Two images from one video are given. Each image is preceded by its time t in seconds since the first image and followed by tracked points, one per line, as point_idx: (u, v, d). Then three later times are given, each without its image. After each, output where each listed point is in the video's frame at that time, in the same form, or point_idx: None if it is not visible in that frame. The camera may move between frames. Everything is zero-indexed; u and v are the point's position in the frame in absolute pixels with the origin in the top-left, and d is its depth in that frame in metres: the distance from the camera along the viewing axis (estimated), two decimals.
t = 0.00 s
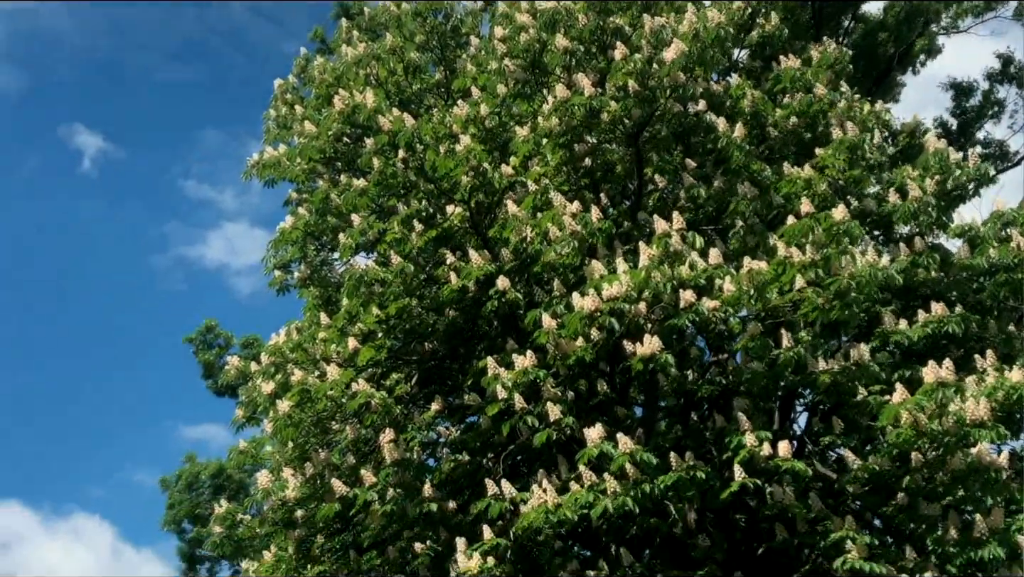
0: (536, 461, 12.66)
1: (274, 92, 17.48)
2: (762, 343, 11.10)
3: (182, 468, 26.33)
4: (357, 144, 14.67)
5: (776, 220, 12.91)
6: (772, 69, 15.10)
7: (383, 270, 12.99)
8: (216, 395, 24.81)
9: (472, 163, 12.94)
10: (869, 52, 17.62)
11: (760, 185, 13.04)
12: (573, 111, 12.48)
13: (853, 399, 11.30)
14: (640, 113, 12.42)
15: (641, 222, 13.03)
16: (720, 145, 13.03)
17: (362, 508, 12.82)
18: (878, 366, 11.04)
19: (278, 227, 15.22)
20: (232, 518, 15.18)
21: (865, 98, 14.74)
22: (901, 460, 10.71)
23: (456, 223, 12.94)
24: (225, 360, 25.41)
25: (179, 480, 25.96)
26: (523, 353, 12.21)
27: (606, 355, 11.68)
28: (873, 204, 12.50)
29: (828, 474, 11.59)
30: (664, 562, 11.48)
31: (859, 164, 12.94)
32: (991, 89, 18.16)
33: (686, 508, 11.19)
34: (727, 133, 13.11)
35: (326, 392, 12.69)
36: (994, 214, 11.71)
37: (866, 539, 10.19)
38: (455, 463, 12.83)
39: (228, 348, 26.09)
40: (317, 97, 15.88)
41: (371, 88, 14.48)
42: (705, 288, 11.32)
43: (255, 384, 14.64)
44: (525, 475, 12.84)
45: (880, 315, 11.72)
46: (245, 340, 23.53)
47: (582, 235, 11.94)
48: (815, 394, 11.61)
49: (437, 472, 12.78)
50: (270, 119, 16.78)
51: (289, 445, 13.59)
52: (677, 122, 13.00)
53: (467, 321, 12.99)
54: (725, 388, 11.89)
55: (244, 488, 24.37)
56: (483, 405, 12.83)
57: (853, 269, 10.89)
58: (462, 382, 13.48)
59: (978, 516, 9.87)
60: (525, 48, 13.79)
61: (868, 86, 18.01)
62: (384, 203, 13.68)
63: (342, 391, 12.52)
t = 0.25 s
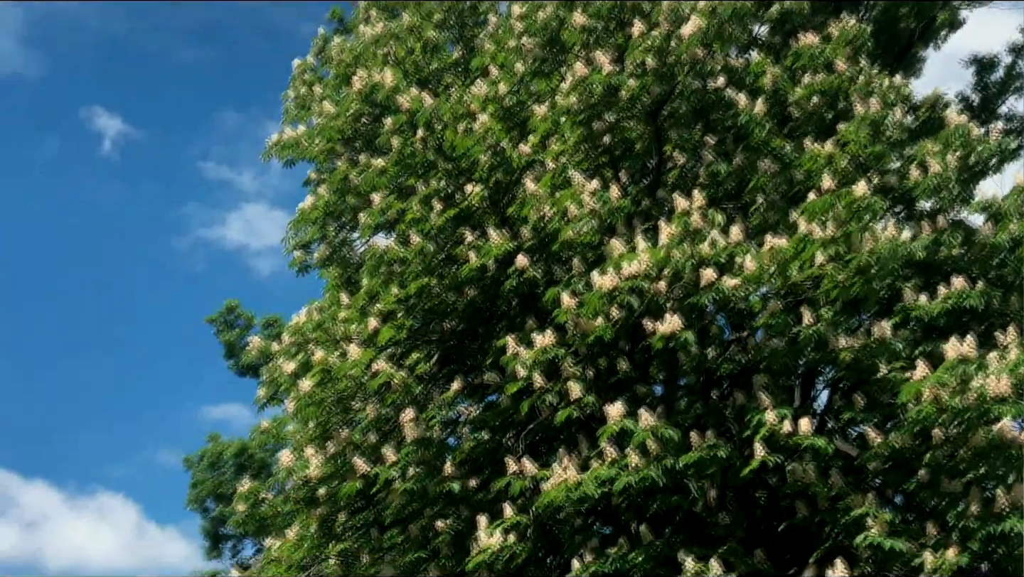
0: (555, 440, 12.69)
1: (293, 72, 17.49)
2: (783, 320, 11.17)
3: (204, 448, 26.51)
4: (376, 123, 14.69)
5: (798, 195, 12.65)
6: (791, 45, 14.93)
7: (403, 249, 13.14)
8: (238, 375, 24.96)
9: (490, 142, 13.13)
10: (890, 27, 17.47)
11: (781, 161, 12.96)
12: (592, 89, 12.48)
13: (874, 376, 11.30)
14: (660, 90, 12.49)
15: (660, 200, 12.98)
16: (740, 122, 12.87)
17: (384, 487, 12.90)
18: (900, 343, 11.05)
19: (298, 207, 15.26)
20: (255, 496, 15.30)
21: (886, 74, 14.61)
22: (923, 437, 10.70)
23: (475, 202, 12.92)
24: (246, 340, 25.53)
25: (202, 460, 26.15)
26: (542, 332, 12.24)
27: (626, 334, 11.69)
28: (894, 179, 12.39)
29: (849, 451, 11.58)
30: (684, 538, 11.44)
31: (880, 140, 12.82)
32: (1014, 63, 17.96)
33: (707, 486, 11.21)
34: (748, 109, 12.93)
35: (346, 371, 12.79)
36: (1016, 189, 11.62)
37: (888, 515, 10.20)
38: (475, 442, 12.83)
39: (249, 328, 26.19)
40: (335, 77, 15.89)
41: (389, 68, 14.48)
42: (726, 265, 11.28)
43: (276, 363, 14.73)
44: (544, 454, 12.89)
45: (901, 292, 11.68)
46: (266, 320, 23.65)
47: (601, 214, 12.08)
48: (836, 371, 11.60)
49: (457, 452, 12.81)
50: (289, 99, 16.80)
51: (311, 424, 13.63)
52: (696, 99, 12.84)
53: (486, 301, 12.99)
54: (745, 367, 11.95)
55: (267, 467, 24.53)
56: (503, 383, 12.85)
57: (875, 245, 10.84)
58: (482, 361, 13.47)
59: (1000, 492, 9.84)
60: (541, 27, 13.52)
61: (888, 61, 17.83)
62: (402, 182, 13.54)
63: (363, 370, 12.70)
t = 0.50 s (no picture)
0: (577, 418, 12.60)
1: (313, 53, 17.50)
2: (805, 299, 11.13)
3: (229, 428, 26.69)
4: (396, 104, 14.69)
5: (819, 173, 12.65)
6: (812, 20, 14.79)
7: (423, 229, 13.03)
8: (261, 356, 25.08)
9: (510, 120, 12.78)
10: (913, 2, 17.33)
11: (803, 138, 12.80)
12: (611, 66, 12.39)
13: (898, 353, 11.15)
14: (679, 67, 12.31)
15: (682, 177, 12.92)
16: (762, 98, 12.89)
17: (407, 466, 12.98)
18: (924, 320, 10.91)
19: (319, 189, 15.29)
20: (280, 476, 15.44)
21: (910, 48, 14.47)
22: (947, 414, 10.64)
23: (495, 181, 12.97)
24: (269, 321, 25.65)
25: (227, 440, 26.32)
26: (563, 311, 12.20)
27: (649, 312, 11.72)
28: (918, 155, 12.20)
29: (872, 430, 11.54)
30: (706, 517, 11.43)
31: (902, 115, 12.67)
32: None
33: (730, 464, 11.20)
34: (769, 85, 12.98)
35: (369, 350, 12.72)
36: None
37: (912, 493, 10.16)
38: (497, 421, 12.86)
39: (272, 309, 26.30)
40: (356, 58, 15.89)
41: (409, 48, 14.47)
42: (748, 243, 11.22)
43: (299, 344, 14.80)
44: (566, 433, 12.80)
45: (924, 269, 11.60)
46: (288, 301, 23.74)
47: (622, 192, 12.02)
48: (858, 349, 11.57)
49: (479, 431, 12.84)
50: (310, 80, 16.81)
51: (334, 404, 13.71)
52: (716, 76, 12.90)
53: (507, 280, 13.05)
54: (768, 345, 11.82)
55: (291, 447, 24.68)
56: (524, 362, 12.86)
57: (897, 222, 10.76)
58: (504, 341, 13.49)
59: None
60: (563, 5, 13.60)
61: (912, 37, 17.67)
62: (423, 162, 13.73)
63: (385, 350, 12.56)
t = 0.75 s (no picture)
0: (598, 399, 12.62)
1: (332, 36, 17.48)
2: (828, 280, 11.04)
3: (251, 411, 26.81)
4: (415, 86, 14.68)
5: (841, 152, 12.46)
6: None
7: (443, 212, 13.21)
8: (282, 339, 25.17)
9: (531, 101, 12.98)
10: None
11: (825, 117, 12.74)
12: (630, 45, 12.35)
13: (921, 333, 11.05)
14: (700, 46, 12.35)
15: (703, 157, 12.84)
16: (784, 78, 12.93)
17: (429, 447, 13.04)
18: (948, 300, 10.88)
19: (339, 171, 15.31)
20: (302, 458, 15.54)
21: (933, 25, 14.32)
22: (972, 394, 10.56)
23: (516, 163, 12.85)
24: (290, 304, 25.72)
25: (249, 423, 26.46)
26: (584, 293, 12.19)
27: (670, 293, 11.70)
28: (941, 133, 12.18)
29: (896, 410, 11.46)
30: (729, 498, 11.43)
31: (925, 93, 12.60)
32: None
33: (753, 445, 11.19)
34: (790, 64, 13.04)
35: (390, 334, 12.93)
36: None
37: (936, 473, 10.11)
38: (518, 403, 12.74)
39: (293, 293, 26.37)
40: (374, 40, 15.87)
41: (428, 29, 14.44)
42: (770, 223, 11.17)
43: (321, 326, 14.86)
44: (588, 415, 12.75)
45: (949, 249, 11.52)
46: (309, 284, 23.80)
47: (642, 172, 11.94)
48: (882, 328, 11.50)
49: (501, 413, 12.76)
50: (329, 63, 16.81)
51: (356, 386, 13.77)
52: (738, 55, 12.87)
53: (527, 263, 13.03)
54: (790, 325, 11.81)
55: (312, 429, 24.79)
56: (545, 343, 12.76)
57: (920, 201, 10.67)
58: (524, 323, 13.47)
59: None
60: None
61: (934, 13, 17.49)
62: (443, 144, 13.66)
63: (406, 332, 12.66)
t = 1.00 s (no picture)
0: (624, 381, 12.59)
1: (355, 19, 17.47)
2: (854, 259, 11.00)
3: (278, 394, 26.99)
4: (438, 68, 14.68)
5: (866, 132, 12.40)
6: None
7: (468, 195, 13.03)
8: (308, 323, 25.27)
9: (554, 84, 12.71)
10: None
11: (850, 96, 12.68)
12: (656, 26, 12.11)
13: (949, 313, 10.97)
14: (726, 25, 12.11)
15: (728, 137, 12.78)
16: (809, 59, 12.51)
17: (455, 430, 13.11)
18: (977, 280, 10.68)
19: (363, 155, 15.33)
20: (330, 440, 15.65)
21: (961, 2, 14.16)
22: (1001, 375, 10.48)
23: (539, 145, 12.91)
24: (316, 288, 25.82)
25: (276, 406, 26.62)
26: (609, 275, 12.18)
27: (695, 275, 11.68)
28: (968, 111, 12.10)
29: (924, 390, 11.38)
30: (755, 479, 11.42)
31: (953, 71, 12.45)
32: None
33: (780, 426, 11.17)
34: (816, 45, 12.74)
35: (416, 317, 12.93)
36: None
37: (965, 454, 10.06)
38: (544, 384, 12.83)
39: (319, 276, 26.48)
40: (398, 23, 15.86)
41: (451, 11, 14.42)
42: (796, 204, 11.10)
43: (347, 310, 14.92)
44: (613, 397, 12.80)
45: (977, 228, 11.42)
46: (334, 268, 23.88)
47: (667, 153, 11.85)
48: (909, 309, 11.42)
49: (526, 394, 12.84)
50: (352, 46, 16.81)
51: (382, 368, 13.84)
52: (763, 35, 12.66)
53: (551, 245, 13.05)
54: (816, 306, 11.74)
55: (339, 412, 24.93)
56: (570, 326, 12.82)
57: (947, 179, 10.57)
58: (550, 305, 13.43)
59: None
60: None
61: None
62: (467, 126, 13.71)
63: (431, 315, 12.67)
